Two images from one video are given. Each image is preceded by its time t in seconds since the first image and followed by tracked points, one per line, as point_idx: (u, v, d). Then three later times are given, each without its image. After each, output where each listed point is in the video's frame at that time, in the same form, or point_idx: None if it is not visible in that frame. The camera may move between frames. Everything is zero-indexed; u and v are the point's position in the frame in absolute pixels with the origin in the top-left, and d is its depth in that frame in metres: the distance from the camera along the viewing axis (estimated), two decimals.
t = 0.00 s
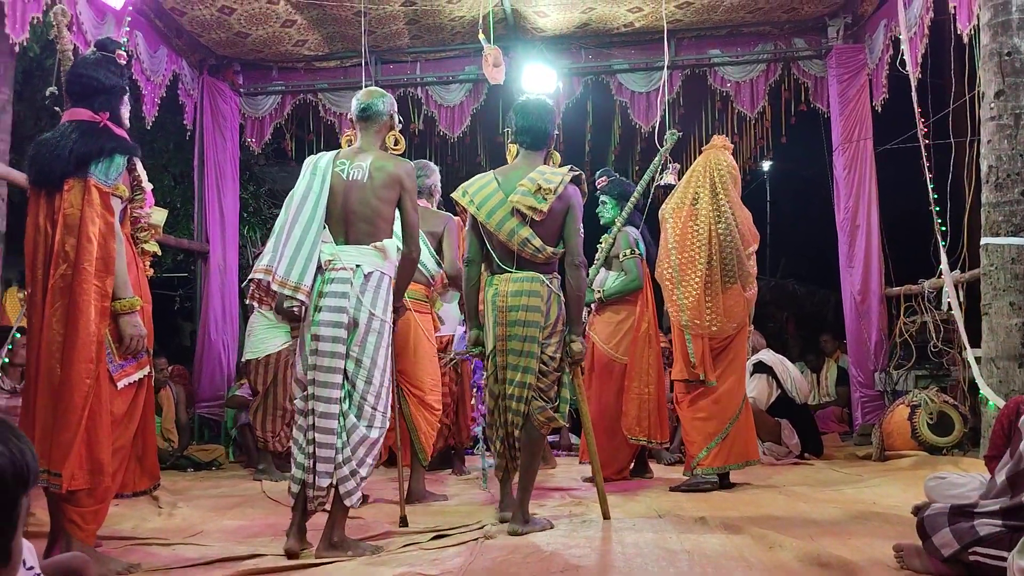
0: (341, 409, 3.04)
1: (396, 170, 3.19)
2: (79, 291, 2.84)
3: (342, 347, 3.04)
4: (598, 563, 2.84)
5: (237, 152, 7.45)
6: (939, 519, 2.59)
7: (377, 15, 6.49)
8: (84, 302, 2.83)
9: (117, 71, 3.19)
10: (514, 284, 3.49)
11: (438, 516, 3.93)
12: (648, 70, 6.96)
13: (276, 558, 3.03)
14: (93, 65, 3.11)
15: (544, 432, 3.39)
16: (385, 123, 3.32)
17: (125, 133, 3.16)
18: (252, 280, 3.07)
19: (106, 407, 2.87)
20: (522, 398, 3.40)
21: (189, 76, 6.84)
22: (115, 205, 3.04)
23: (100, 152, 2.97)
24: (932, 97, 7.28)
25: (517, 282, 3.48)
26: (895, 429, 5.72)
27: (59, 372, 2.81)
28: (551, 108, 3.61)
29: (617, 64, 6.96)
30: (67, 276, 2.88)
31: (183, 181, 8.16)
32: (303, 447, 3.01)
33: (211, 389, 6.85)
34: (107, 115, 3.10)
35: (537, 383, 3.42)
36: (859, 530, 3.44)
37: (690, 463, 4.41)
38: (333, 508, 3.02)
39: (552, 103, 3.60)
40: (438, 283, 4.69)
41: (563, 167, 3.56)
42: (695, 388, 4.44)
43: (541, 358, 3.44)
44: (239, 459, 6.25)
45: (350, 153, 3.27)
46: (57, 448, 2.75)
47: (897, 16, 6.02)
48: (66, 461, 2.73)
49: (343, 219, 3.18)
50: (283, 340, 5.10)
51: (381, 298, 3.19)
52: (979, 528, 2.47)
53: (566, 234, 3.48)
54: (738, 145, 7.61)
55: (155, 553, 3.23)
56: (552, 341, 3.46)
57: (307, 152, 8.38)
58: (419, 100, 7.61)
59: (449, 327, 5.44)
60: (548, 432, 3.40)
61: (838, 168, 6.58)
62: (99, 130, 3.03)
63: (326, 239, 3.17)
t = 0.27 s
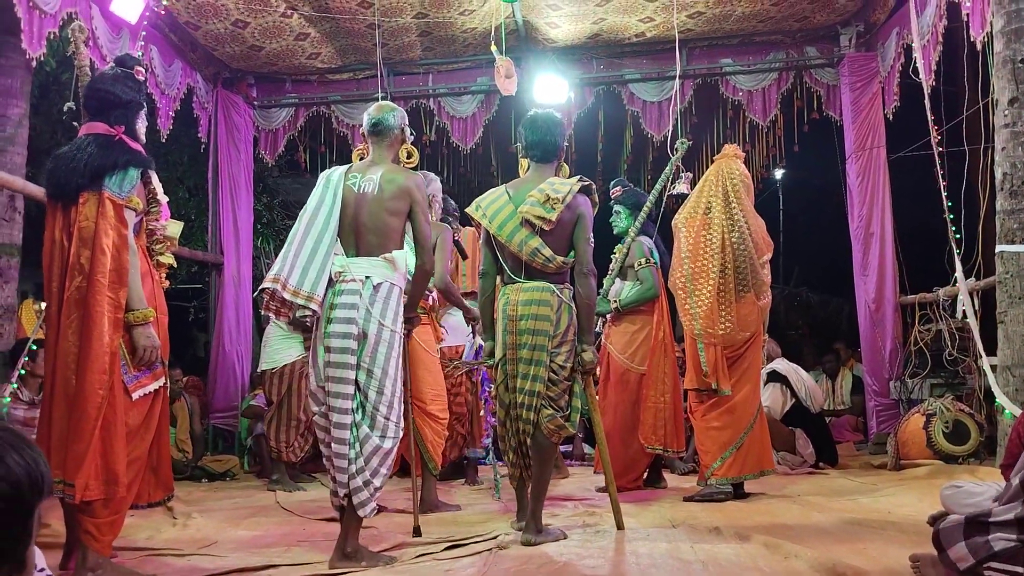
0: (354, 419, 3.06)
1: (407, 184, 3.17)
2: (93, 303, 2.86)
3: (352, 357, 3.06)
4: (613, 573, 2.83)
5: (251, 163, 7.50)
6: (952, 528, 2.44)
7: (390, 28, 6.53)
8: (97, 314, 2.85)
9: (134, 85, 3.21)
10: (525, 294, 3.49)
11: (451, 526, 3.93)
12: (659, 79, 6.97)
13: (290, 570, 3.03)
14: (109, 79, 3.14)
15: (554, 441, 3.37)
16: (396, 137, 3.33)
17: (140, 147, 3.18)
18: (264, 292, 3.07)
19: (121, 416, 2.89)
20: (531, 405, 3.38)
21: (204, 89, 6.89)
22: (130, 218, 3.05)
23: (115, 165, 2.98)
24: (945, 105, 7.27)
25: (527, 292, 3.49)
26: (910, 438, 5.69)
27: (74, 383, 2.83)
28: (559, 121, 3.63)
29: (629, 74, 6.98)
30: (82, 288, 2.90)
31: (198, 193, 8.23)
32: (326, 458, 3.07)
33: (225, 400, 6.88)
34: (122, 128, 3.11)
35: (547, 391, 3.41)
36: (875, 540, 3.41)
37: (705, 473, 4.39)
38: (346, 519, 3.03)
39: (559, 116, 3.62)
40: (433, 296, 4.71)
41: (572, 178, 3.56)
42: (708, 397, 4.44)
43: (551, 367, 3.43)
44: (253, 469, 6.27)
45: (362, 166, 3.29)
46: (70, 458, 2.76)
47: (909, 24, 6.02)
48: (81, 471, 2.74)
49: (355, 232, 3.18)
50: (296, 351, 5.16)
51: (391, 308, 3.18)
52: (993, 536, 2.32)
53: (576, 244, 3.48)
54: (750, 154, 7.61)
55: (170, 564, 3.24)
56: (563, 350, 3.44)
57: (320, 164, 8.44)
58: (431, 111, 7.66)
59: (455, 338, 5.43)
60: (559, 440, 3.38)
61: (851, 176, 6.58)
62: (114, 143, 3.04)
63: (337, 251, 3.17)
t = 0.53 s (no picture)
0: (373, 418, 3.08)
1: (405, 186, 3.19)
2: (107, 302, 2.86)
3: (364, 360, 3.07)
4: None
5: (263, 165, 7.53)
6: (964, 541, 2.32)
7: (402, 31, 6.55)
8: (111, 313, 2.85)
9: (150, 89, 3.24)
10: (532, 296, 3.50)
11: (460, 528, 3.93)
12: (670, 83, 6.97)
13: (298, 571, 3.02)
14: (125, 82, 3.17)
15: (561, 442, 3.37)
16: (396, 141, 3.34)
17: (155, 149, 3.20)
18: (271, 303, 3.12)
19: (132, 416, 2.88)
20: (538, 407, 3.39)
21: (216, 91, 6.92)
22: (146, 219, 3.05)
23: (131, 165, 3.00)
24: (958, 110, 7.24)
25: (534, 294, 3.49)
26: (921, 442, 5.67)
27: (87, 381, 2.83)
28: (562, 128, 3.66)
29: (640, 78, 6.97)
30: (96, 287, 2.91)
31: (210, 195, 8.28)
32: (345, 460, 3.11)
33: (235, 400, 6.91)
34: (138, 131, 3.14)
35: (553, 392, 3.40)
36: (886, 546, 3.39)
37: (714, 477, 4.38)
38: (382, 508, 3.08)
39: (563, 122, 3.65)
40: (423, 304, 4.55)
41: (578, 181, 3.56)
42: (718, 401, 4.42)
43: (557, 369, 3.42)
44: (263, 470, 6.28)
45: (362, 171, 3.31)
46: (82, 455, 2.78)
47: (922, 28, 6.00)
48: (92, 467, 2.75)
49: (357, 235, 3.20)
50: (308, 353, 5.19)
51: (397, 310, 3.19)
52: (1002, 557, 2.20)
53: (583, 246, 3.47)
54: (762, 158, 7.60)
55: (180, 563, 3.24)
56: (568, 353, 3.44)
57: (331, 166, 8.48)
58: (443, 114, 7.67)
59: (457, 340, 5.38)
60: (567, 441, 3.37)
61: (863, 181, 6.59)
62: (130, 145, 3.06)
63: (342, 256, 3.22)
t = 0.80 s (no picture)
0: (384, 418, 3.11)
1: (410, 187, 3.20)
2: (111, 302, 2.86)
3: (373, 362, 3.08)
4: None
5: (268, 166, 7.54)
6: (972, 545, 2.40)
7: (406, 30, 6.54)
8: (115, 313, 2.85)
9: (155, 92, 3.24)
10: (533, 296, 3.50)
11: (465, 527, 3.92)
12: (675, 81, 6.96)
13: (304, 571, 3.02)
14: (131, 85, 3.16)
15: (568, 437, 3.38)
16: (399, 143, 3.34)
17: (159, 152, 3.20)
18: (279, 308, 3.12)
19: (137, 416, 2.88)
20: (541, 405, 3.41)
21: (221, 92, 6.93)
22: (148, 220, 3.05)
23: (133, 168, 2.99)
24: (963, 107, 7.23)
25: (535, 294, 3.50)
26: (927, 441, 5.64)
27: (91, 382, 2.83)
28: (557, 129, 3.64)
29: (644, 76, 6.97)
30: (100, 288, 2.91)
31: (214, 195, 8.29)
32: (355, 461, 3.10)
33: (240, 400, 6.93)
34: (142, 134, 3.15)
35: (557, 390, 3.41)
36: (892, 544, 3.37)
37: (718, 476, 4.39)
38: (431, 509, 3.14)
39: (556, 124, 3.63)
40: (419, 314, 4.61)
41: (573, 181, 3.53)
42: (723, 400, 4.42)
43: (560, 368, 3.43)
44: (268, 470, 6.28)
45: (366, 174, 3.32)
46: (89, 455, 2.77)
47: (927, 25, 5.98)
48: (99, 467, 2.75)
49: (364, 238, 3.20)
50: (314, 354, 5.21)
51: (405, 311, 3.18)
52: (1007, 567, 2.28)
53: (581, 244, 3.45)
54: (766, 157, 7.59)
55: (185, 564, 3.24)
56: (571, 350, 3.44)
57: (335, 167, 8.49)
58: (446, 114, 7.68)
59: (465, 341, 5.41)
60: (573, 436, 3.38)
61: (868, 179, 6.58)
62: (134, 148, 3.06)
63: (348, 258, 3.21)
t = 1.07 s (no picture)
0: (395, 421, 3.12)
1: (422, 191, 3.22)
2: (103, 306, 2.84)
3: (387, 364, 3.11)
4: None
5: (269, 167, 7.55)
6: (972, 548, 2.43)
7: (407, 33, 6.55)
8: (108, 316, 2.84)
9: (155, 98, 3.26)
10: (531, 300, 3.51)
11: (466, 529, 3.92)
12: (676, 83, 6.97)
13: (305, 573, 3.01)
14: (129, 93, 3.19)
15: (576, 436, 3.40)
16: (409, 146, 3.36)
17: (155, 157, 3.21)
18: (297, 312, 3.13)
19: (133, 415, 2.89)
20: (542, 408, 3.40)
21: (223, 94, 6.94)
22: (137, 225, 3.04)
23: (124, 172, 2.99)
24: (965, 109, 7.23)
25: (533, 297, 3.51)
26: (929, 444, 5.64)
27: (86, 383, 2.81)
28: (550, 134, 3.64)
29: (645, 78, 6.97)
30: (92, 290, 2.89)
31: (216, 197, 8.31)
32: (364, 463, 3.11)
33: (242, 402, 6.92)
34: (138, 140, 3.16)
35: (560, 391, 3.42)
36: (894, 547, 3.36)
37: (720, 478, 4.39)
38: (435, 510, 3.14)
39: (549, 129, 3.63)
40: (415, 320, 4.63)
41: (564, 183, 3.52)
42: (726, 402, 4.41)
43: (563, 369, 3.44)
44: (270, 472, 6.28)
45: (377, 177, 3.33)
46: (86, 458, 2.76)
47: (929, 28, 5.98)
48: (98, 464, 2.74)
49: (377, 242, 3.21)
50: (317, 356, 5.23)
51: (419, 314, 3.22)
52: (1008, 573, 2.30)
53: (576, 247, 3.45)
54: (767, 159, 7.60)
55: (186, 566, 3.23)
56: (572, 351, 3.45)
57: (337, 169, 8.50)
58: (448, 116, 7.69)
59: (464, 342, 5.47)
60: (581, 435, 3.39)
61: (869, 181, 6.59)
62: (130, 154, 3.08)
63: (362, 263, 3.22)
